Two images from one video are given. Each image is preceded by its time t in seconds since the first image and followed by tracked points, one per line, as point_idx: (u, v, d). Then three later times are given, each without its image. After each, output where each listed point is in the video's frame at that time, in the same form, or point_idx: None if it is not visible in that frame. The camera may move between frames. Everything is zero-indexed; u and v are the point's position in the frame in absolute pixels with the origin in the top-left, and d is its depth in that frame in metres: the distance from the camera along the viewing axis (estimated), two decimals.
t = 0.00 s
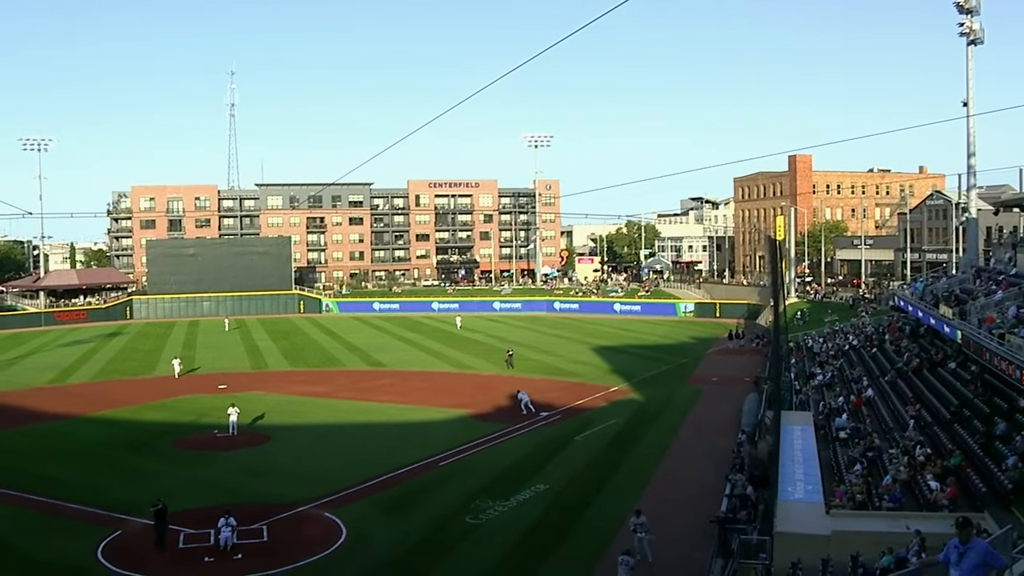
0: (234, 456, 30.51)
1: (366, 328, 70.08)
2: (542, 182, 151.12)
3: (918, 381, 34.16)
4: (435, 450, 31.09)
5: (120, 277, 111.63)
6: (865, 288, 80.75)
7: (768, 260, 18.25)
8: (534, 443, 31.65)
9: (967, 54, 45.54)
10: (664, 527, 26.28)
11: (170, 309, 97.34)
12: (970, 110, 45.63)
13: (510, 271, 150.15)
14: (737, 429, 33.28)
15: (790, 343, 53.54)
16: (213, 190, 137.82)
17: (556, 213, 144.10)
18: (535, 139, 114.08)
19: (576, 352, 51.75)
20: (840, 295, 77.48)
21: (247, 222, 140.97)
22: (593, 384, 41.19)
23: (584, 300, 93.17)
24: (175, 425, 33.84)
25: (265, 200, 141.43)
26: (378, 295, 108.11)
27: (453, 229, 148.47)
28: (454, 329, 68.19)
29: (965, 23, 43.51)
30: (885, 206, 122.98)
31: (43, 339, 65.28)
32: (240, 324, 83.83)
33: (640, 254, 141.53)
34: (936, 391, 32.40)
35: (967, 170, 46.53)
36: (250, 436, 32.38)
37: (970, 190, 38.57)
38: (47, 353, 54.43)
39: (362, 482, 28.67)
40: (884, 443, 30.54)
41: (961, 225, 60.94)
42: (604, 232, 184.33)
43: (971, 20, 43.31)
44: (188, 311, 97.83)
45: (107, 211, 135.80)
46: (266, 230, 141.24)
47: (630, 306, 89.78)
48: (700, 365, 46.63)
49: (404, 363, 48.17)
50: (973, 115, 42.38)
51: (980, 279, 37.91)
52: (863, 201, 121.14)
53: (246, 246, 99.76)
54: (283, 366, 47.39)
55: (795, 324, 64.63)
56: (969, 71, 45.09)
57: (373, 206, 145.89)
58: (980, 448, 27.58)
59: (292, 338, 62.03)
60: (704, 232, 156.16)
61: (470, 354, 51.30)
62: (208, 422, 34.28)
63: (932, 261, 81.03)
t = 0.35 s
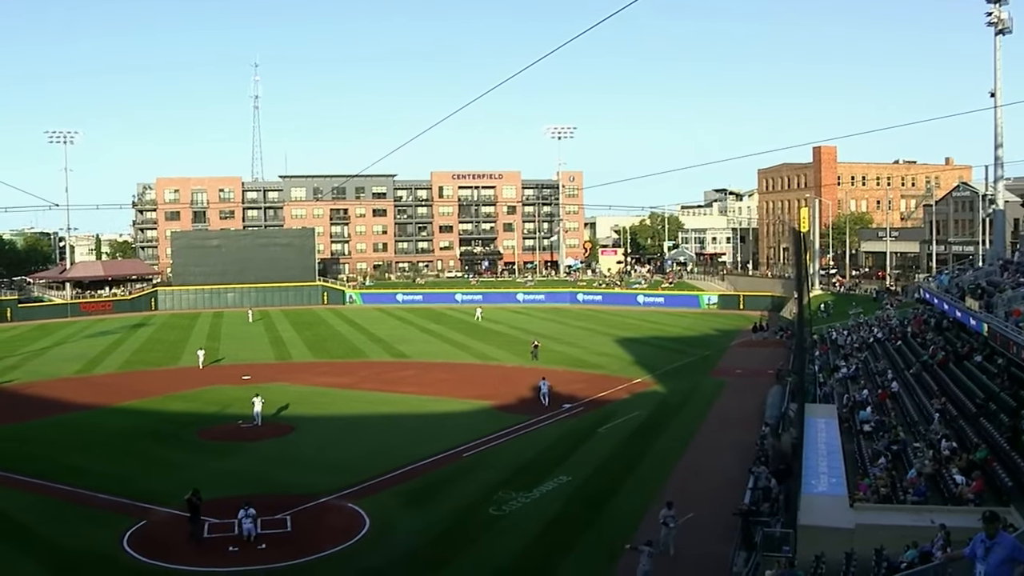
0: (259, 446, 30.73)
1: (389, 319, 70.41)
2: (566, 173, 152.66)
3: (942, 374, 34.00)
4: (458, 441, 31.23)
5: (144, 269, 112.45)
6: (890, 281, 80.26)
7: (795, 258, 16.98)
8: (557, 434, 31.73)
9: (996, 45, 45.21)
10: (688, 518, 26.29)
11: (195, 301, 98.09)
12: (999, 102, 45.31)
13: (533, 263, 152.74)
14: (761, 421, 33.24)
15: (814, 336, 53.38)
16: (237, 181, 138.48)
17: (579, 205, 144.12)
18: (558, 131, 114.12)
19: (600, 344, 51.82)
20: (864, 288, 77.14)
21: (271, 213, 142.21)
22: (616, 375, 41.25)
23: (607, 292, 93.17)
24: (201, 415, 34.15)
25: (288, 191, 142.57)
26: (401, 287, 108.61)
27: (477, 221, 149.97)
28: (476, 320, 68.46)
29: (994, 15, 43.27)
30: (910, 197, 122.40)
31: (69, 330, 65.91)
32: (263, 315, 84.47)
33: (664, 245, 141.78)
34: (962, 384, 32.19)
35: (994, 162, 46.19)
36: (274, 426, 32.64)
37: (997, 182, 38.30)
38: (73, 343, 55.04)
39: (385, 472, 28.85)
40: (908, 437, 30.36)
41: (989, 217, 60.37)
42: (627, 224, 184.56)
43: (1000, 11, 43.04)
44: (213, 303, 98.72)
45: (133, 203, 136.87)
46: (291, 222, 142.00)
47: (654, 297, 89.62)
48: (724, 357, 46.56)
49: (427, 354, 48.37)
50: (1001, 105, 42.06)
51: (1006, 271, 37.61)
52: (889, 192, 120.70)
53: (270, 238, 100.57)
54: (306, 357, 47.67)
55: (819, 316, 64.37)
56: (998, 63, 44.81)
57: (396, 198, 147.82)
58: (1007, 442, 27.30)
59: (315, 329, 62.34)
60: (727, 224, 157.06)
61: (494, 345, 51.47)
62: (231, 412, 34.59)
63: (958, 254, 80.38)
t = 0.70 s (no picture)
0: (282, 437, 30.93)
1: (412, 311, 70.74)
2: (588, 166, 155.39)
3: (968, 368, 33.74)
4: (480, 433, 31.29)
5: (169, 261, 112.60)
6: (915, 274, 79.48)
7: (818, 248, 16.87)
8: (580, 426, 31.78)
9: None
10: (712, 512, 26.25)
11: (218, 292, 98.46)
12: None
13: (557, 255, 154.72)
14: (784, 414, 33.13)
15: (838, 328, 53.08)
16: (261, 174, 140.01)
17: (601, 198, 143.96)
18: (581, 122, 114.10)
19: (622, 336, 51.81)
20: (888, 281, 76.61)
21: (294, 206, 143.54)
22: (638, 368, 41.25)
23: (630, 284, 92.98)
24: (224, 406, 34.41)
25: (311, 183, 144.21)
26: (424, 279, 108.98)
27: (499, 213, 152.44)
28: (499, 312, 68.65)
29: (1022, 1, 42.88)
30: (935, 189, 121.51)
31: (95, 321, 66.69)
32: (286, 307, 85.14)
33: (687, 238, 141.81)
34: (988, 378, 31.90)
35: None
36: (297, 418, 32.85)
37: None
38: (99, 334, 55.61)
39: (406, 464, 28.96)
40: (933, 431, 30.17)
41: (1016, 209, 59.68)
42: (650, 216, 184.53)
43: None
44: (236, 294, 99.25)
45: (157, 195, 138.54)
46: (314, 214, 144.24)
47: (676, 290, 89.46)
48: (747, 350, 46.42)
49: (450, 346, 48.53)
50: None
51: None
52: (914, 184, 120.43)
53: (292, 230, 102.36)
54: (329, 349, 47.97)
55: (843, 309, 64.03)
56: None
57: (419, 189, 148.35)
58: None
59: (338, 321, 62.73)
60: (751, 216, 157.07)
61: (516, 338, 51.59)
62: (254, 404, 34.86)
63: (984, 246, 79.60)
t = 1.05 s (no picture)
0: (306, 427, 31.17)
1: (436, 302, 71.03)
2: (612, 158, 155.19)
3: (995, 361, 33.44)
4: (503, 424, 31.40)
5: (195, 252, 112.80)
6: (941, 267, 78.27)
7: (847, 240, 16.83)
8: (603, 418, 31.83)
9: None
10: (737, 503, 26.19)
11: (243, 283, 100.39)
12: None
13: (581, 246, 156.36)
14: (808, 406, 33.03)
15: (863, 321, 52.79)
16: (285, 165, 141.55)
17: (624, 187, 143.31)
18: (605, 113, 113.99)
19: (646, 327, 51.81)
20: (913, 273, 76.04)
21: (319, 197, 144.81)
22: (662, 359, 41.27)
23: (654, 276, 92.84)
24: (249, 397, 34.70)
25: (336, 174, 146.07)
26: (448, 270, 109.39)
27: (524, 204, 152.38)
28: (522, 303, 68.82)
29: None
30: (962, 181, 120.72)
31: (121, 312, 67.40)
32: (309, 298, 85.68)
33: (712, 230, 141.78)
34: (1016, 372, 31.59)
35: None
36: (321, 408, 33.08)
37: None
38: (125, 325, 56.23)
39: (429, 454, 29.11)
40: (959, 424, 29.96)
41: None
42: (675, 207, 184.58)
43: None
44: (260, 285, 100.87)
45: (183, 187, 139.83)
46: (338, 205, 145.15)
47: (701, 282, 89.23)
48: (771, 342, 46.26)
49: (473, 337, 48.71)
50: None
51: None
52: (941, 176, 119.61)
53: (318, 221, 102.18)
54: (353, 339, 48.26)
55: (868, 301, 63.69)
56: None
57: (444, 180, 149.57)
58: None
59: (362, 311, 63.09)
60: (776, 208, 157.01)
61: (539, 328, 51.70)
62: (279, 394, 35.16)
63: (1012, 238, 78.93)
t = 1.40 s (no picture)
0: (334, 418, 31.46)
1: (462, 293, 71.35)
2: (640, 150, 156.63)
3: None
4: (530, 416, 31.52)
5: (224, 244, 113.88)
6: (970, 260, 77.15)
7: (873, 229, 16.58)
8: (630, 410, 31.91)
9: None
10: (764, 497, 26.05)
11: (270, 275, 101.06)
12: None
13: (608, 238, 156.37)
14: (835, 400, 32.90)
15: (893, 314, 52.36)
16: (312, 157, 143.69)
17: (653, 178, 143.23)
18: (632, 105, 113.61)
19: (673, 319, 51.79)
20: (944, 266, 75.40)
21: (347, 189, 145.99)
22: (689, 352, 41.24)
23: (681, 268, 92.63)
24: (276, 388, 35.01)
25: (363, 166, 146.98)
26: (475, 261, 109.70)
27: (550, 196, 153.55)
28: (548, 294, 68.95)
29: None
30: (993, 172, 120.08)
31: (150, 303, 68.15)
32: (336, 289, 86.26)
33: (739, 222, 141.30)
34: None
35: None
36: (349, 399, 33.38)
37: None
38: (155, 315, 56.94)
39: (456, 444, 29.27)
40: (989, 419, 29.63)
41: None
42: (703, 199, 184.15)
43: None
44: (287, 277, 101.67)
45: (211, 178, 141.32)
46: (364, 197, 145.47)
47: (728, 274, 88.83)
48: (799, 335, 46.05)
49: (500, 329, 48.89)
50: None
51: None
52: (972, 167, 119.07)
53: (345, 213, 103.54)
54: (380, 330, 48.61)
55: (897, 294, 63.26)
56: None
57: (471, 172, 151.18)
58: None
59: (390, 303, 63.46)
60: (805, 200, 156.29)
61: (565, 320, 51.82)
62: (306, 384, 35.52)
63: None
